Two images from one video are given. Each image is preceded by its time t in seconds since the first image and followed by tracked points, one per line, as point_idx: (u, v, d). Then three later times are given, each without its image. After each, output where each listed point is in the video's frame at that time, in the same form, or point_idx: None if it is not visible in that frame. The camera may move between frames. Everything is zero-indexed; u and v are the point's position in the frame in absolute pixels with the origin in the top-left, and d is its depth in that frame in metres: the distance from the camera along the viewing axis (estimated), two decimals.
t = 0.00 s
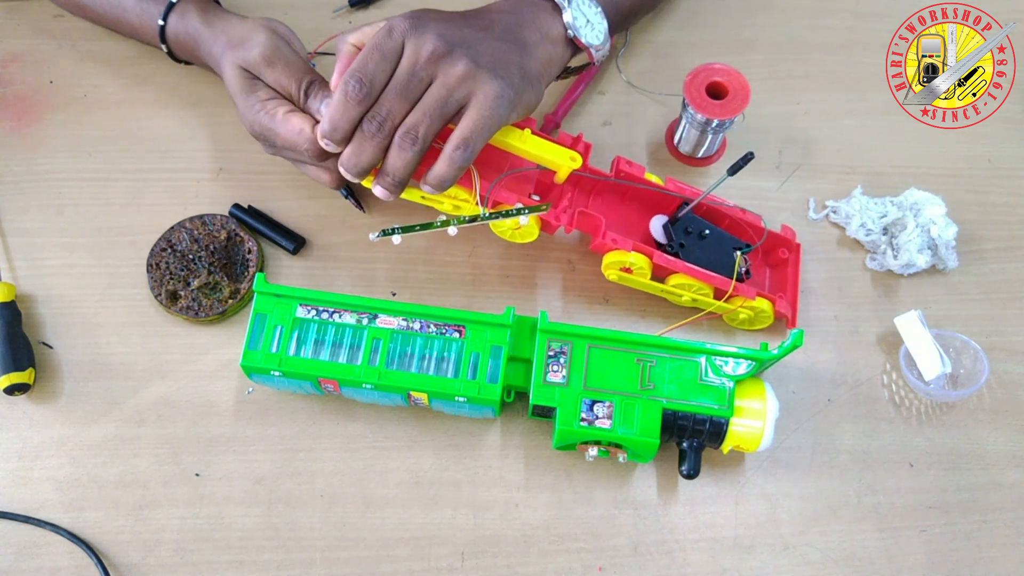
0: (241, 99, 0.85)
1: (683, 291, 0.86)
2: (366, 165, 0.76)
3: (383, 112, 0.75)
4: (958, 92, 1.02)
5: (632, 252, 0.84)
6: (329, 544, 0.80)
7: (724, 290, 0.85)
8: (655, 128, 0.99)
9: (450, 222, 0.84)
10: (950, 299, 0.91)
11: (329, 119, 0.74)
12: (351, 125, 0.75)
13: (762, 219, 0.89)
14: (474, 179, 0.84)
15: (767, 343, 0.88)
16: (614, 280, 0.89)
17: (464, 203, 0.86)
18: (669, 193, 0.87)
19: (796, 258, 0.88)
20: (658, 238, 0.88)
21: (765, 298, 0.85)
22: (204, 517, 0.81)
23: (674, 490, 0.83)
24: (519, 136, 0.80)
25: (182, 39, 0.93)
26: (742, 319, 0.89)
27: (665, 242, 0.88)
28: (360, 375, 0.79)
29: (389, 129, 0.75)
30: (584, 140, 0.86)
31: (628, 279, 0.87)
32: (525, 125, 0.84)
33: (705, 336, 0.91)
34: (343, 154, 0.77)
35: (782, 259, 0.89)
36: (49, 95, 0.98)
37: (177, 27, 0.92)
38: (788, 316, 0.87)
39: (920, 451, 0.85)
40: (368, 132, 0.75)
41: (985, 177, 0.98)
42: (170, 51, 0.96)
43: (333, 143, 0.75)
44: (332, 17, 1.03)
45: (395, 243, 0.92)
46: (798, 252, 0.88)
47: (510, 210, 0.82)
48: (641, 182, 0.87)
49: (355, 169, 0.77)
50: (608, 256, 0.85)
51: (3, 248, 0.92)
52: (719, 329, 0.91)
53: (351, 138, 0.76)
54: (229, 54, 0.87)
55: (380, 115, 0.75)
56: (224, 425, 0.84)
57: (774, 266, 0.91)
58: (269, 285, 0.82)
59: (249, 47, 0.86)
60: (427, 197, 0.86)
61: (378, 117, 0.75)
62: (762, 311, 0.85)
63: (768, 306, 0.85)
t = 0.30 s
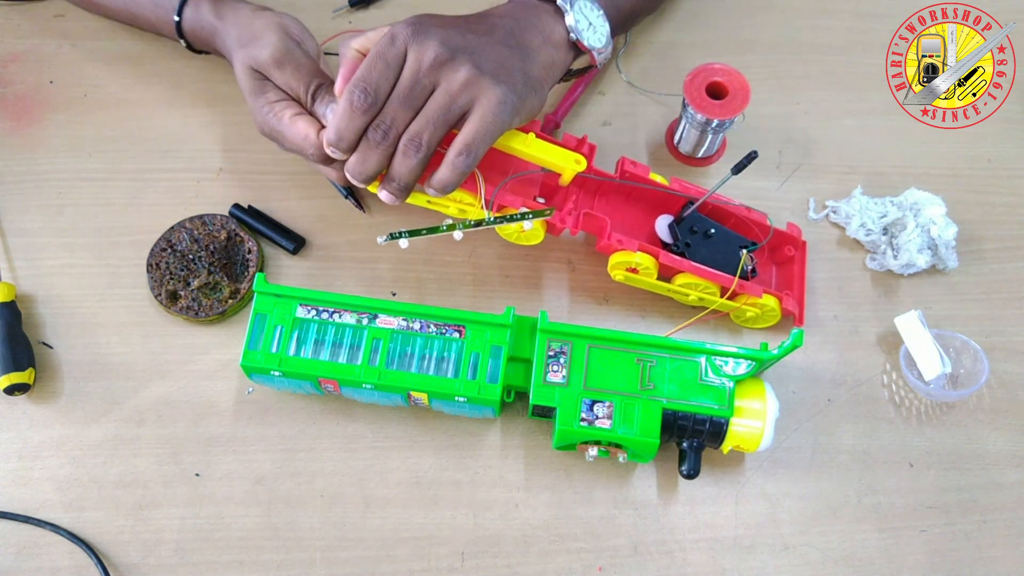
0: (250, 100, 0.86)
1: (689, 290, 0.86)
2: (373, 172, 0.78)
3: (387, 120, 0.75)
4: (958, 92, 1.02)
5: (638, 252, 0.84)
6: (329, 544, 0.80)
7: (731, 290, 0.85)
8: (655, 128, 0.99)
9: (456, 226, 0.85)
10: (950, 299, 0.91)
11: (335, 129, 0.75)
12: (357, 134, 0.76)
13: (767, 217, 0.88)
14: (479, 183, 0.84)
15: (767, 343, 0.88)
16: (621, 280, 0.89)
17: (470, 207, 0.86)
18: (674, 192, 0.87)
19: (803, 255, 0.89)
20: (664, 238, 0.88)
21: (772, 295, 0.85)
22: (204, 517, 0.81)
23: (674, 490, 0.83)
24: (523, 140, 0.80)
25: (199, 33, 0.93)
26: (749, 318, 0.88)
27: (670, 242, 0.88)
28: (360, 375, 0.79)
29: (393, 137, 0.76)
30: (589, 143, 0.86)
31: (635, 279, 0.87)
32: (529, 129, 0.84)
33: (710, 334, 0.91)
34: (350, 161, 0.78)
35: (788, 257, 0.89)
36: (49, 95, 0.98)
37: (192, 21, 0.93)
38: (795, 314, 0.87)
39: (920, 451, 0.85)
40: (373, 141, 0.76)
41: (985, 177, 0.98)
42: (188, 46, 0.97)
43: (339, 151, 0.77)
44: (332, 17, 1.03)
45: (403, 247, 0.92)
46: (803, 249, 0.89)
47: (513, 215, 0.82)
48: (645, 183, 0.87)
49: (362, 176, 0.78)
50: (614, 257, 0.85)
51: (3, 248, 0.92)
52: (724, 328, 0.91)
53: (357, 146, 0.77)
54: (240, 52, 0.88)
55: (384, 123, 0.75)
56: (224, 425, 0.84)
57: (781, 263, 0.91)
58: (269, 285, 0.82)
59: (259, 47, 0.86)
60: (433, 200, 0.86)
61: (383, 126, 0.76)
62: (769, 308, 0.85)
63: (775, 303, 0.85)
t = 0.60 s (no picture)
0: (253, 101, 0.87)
1: (691, 290, 0.86)
2: (373, 177, 0.78)
3: (388, 126, 0.75)
4: (958, 92, 1.02)
5: (639, 253, 0.84)
6: (329, 544, 0.80)
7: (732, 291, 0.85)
8: (655, 128, 0.99)
9: (457, 229, 0.85)
10: (949, 299, 0.91)
11: (336, 135, 0.75)
12: (359, 140, 0.76)
13: (768, 216, 0.88)
14: (480, 186, 0.83)
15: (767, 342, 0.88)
16: (623, 281, 0.89)
17: (471, 210, 0.86)
18: (675, 192, 0.87)
19: (803, 254, 0.89)
20: (665, 238, 0.88)
21: (773, 294, 0.85)
22: (204, 517, 0.81)
23: (674, 490, 0.83)
24: (525, 142, 0.80)
25: (203, 33, 0.94)
26: (750, 317, 0.88)
27: (672, 242, 0.88)
28: (360, 375, 0.79)
29: (394, 142, 0.76)
30: (590, 144, 0.86)
31: (636, 280, 0.87)
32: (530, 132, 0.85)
33: (711, 333, 0.91)
34: (351, 166, 0.78)
35: (790, 256, 0.89)
36: (50, 95, 0.98)
37: (197, 21, 0.93)
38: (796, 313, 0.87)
39: (919, 451, 0.85)
40: (375, 146, 0.76)
41: (985, 177, 0.98)
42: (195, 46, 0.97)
43: (339, 156, 0.76)
44: (332, 17, 1.03)
45: (404, 250, 0.91)
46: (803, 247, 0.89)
47: (515, 217, 0.82)
48: (646, 183, 0.87)
49: (363, 181, 0.78)
50: (615, 258, 0.85)
51: (3, 248, 0.92)
52: (725, 327, 0.91)
53: (358, 152, 0.77)
54: (244, 54, 0.88)
55: (385, 129, 0.75)
56: (224, 425, 0.84)
57: (782, 262, 0.91)
58: (269, 285, 0.82)
59: (263, 47, 0.86)
60: (434, 203, 0.86)
61: (384, 131, 0.76)
62: (770, 307, 0.85)
63: (777, 302, 0.85)
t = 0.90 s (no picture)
0: (241, 111, 0.85)
1: (691, 289, 0.86)
2: (375, 162, 0.74)
3: (395, 109, 0.73)
4: (958, 92, 1.02)
5: (641, 250, 0.84)
6: (329, 544, 0.80)
7: (733, 289, 0.85)
8: (655, 128, 0.99)
9: (460, 221, 0.85)
10: (949, 299, 0.91)
11: (342, 79, 0.67)
12: (364, 93, 0.68)
13: (770, 217, 0.88)
14: (485, 178, 0.83)
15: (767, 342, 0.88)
16: (623, 278, 0.89)
17: (474, 202, 0.85)
18: (679, 190, 0.87)
19: (804, 255, 0.89)
20: (667, 236, 0.88)
21: (773, 295, 0.85)
22: (204, 517, 0.81)
23: (673, 490, 0.83)
24: (533, 136, 0.80)
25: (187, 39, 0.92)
26: (750, 317, 0.89)
27: (673, 240, 0.88)
28: (360, 375, 0.79)
29: (400, 126, 0.73)
30: (594, 139, 0.86)
31: (637, 277, 0.87)
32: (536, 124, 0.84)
33: (711, 333, 0.91)
34: (353, 147, 0.74)
35: (790, 256, 0.89)
36: (49, 95, 0.98)
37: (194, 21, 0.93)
38: (796, 316, 0.87)
39: (919, 451, 0.85)
40: (379, 128, 0.73)
41: (984, 177, 0.98)
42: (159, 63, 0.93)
43: (336, 111, 0.68)
44: (332, 17, 1.03)
45: (405, 243, 0.90)
46: (804, 248, 0.89)
47: (520, 210, 0.82)
48: (649, 180, 0.87)
49: (364, 164, 0.74)
50: (616, 255, 0.85)
51: (3, 248, 0.92)
52: (725, 328, 0.91)
53: (362, 132, 0.73)
54: (227, 59, 0.86)
55: (392, 112, 0.73)
56: (224, 425, 0.84)
57: (781, 263, 0.91)
58: (269, 285, 0.82)
59: (247, 53, 0.86)
60: (436, 195, 0.86)
61: (390, 114, 0.73)
62: (770, 308, 0.85)
63: (777, 303, 0.85)
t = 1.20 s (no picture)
0: (232, 103, 0.83)
1: (686, 289, 0.86)
2: (373, 150, 0.74)
3: (394, 98, 0.73)
4: (958, 92, 1.02)
5: (638, 248, 0.83)
6: (329, 545, 0.80)
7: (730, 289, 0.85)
8: (655, 128, 0.99)
9: (456, 213, 0.85)
10: (949, 299, 0.91)
11: (343, 48, 0.67)
12: (364, 64, 0.68)
13: (768, 220, 0.89)
14: (483, 171, 0.83)
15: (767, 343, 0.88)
16: (620, 276, 0.89)
17: (472, 194, 0.85)
18: (678, 190, 0.87)
19: (801, 258, 0.89)
20: (665, 235, 0.89)
21: (768, 299, 0.86)
22: (204, 517, 0.81)
23: (674, 490, 0.83)
24: (532, 130, 0.80)
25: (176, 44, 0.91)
26: (746, 319, 0.89)
27: (672, 239, 0.88)
28: (360, 375, 0.79)
29: (399, 116, 0.73)
30: (594, 135, 0.85)
31: (634, 274, 0.87)
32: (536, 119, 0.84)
33: (709, 335, 0.91)
34: (352, 135, 0.74)
35: (787, 259, 0.90)
36: (49, 95, 0.98)
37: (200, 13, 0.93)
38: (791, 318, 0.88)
39: (919, 451, 0.85)
40: (377, 117, 0.72)
41: (985, 177, 0.98)
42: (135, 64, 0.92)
43: (330, 83, 0.67)
44: (332, 17, 1.03)
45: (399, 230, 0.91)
46: (803, 253, 0.89)
47: (516, 205, 0.82)
48: (648, 177, 0.87)
49: (362, 153, 0.74)
50: (613, 250, 0.85)
51: (3, 248, 0.92)
52: (723, 329, 0.91)
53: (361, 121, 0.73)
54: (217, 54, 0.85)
55: (391, 101, 0.72)
56: (224, 425, 0.84)
57: (779, 266, 0.91)
58: (269, 285, 0.82)
59: (239, 48, 0.85)
60: (434, 185, 0.85)
61: (388, 103, 0.73)
62: (766, 313, 0.85)
63: (772, 307, 0.85)
